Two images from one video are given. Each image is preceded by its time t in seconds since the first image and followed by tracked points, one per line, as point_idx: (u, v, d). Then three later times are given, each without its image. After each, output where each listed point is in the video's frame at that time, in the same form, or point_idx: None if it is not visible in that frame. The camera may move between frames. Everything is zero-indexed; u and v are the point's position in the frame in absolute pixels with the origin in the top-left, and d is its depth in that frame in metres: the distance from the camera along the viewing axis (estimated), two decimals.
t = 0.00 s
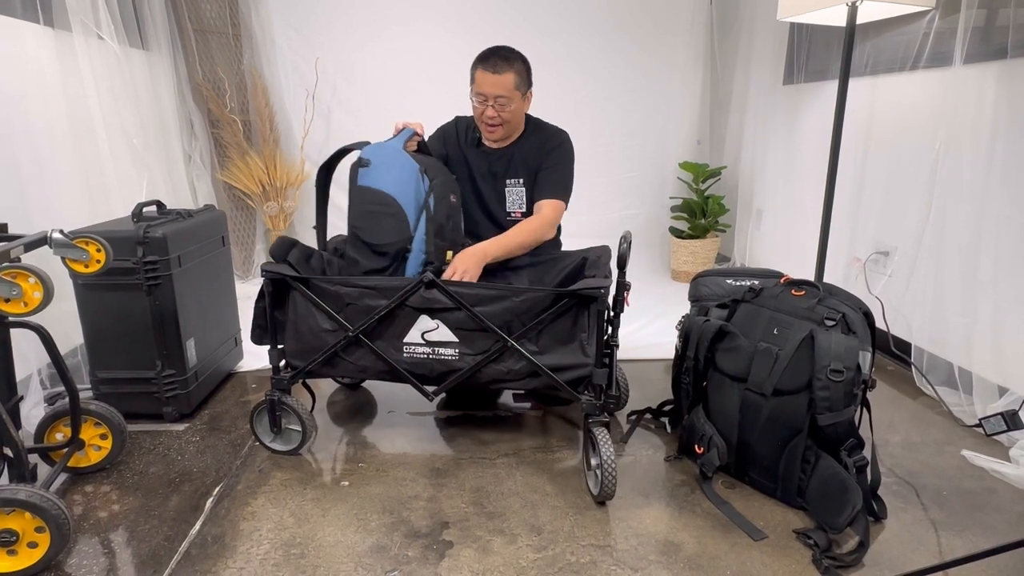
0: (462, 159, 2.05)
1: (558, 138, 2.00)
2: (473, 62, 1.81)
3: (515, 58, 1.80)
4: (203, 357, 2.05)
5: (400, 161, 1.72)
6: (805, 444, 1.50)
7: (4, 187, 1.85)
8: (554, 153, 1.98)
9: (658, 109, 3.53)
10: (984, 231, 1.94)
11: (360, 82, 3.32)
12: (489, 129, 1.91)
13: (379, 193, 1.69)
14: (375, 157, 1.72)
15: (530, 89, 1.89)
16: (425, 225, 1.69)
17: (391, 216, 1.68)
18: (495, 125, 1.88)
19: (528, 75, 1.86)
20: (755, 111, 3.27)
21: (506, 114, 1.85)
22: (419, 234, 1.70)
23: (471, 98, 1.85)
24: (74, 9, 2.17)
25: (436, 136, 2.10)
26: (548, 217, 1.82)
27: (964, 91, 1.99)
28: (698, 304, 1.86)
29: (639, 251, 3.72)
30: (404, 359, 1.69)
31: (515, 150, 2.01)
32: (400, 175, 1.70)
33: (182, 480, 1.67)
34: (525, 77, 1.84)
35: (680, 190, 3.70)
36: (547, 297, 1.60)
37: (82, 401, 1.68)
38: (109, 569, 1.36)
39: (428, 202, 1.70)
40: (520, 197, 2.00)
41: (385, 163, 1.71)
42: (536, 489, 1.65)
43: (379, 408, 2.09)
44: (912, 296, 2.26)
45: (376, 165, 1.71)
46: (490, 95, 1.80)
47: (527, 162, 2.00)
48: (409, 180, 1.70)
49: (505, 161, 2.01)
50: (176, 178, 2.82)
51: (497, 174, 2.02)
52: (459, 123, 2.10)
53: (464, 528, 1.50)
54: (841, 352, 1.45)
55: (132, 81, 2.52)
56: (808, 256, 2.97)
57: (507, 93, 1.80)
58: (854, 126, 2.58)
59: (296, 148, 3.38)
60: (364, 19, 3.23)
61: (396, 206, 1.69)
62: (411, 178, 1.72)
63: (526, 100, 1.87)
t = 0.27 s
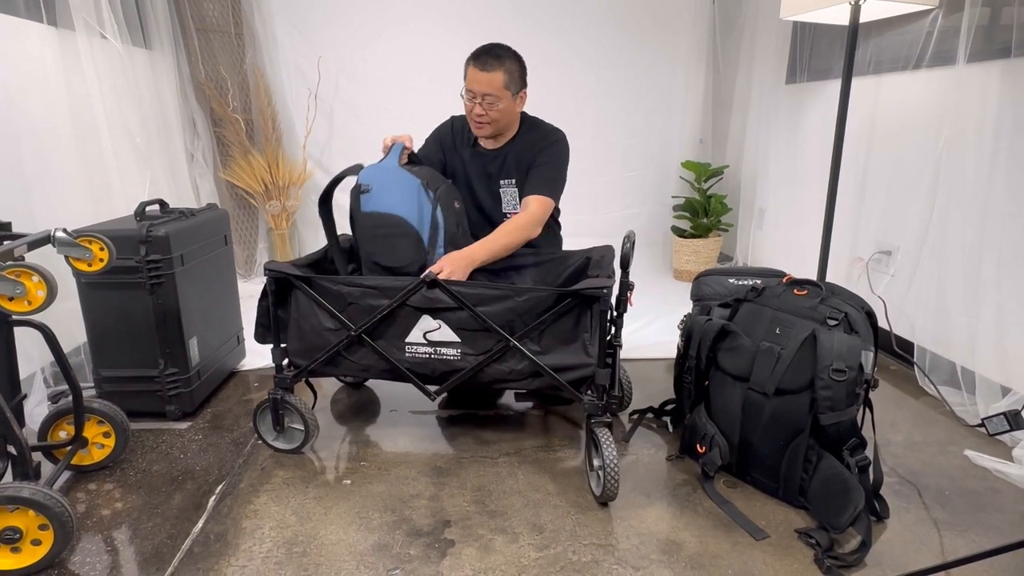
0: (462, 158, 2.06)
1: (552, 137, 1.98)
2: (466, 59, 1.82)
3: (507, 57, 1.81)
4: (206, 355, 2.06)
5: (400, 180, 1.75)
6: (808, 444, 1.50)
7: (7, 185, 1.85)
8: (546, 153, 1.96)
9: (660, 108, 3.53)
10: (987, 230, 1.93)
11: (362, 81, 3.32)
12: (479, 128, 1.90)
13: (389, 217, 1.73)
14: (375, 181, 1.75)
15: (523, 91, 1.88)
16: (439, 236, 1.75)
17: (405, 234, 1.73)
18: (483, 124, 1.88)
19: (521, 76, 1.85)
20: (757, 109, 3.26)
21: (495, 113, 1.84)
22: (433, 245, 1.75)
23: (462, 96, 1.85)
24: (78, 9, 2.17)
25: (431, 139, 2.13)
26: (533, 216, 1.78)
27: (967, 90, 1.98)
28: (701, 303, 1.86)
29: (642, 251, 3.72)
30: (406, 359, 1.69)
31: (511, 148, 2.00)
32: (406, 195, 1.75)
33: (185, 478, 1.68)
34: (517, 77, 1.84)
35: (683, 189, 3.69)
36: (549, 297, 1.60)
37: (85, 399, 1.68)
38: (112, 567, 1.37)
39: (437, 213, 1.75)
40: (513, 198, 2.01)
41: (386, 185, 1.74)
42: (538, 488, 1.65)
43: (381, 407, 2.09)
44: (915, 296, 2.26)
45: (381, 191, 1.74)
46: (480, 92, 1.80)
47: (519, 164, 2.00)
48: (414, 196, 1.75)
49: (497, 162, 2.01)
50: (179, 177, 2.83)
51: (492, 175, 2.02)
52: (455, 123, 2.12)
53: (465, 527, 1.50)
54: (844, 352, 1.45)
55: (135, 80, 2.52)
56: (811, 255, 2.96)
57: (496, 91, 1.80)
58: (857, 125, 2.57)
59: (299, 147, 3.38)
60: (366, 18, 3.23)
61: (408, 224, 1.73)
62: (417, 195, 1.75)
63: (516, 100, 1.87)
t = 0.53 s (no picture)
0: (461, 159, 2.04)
1: (553, 133, 1.96)
2: (460, 60, 1.82)
3: (501, 58, 1.80)
4: (208, 354, 2.06)
5: (356, 204, 1.67)
6: (810, 443, 1.50)
7: (10, 184, 1.86)
8: (546, 156, 1.94)
9: (662, 107, 3.53)
10: (991, 230, 1.93)
11: (364, 80, 3.32)
12: (474, 130, 1.90)
13: (357, 247, 1.69)
14: (333, 209, 1.68)
15: (518, 91, 1.88)
16: (409, 253, 1.71)
17: (376, 259, 1.70)
18: (479, 126, 1.87)
19: (515, 76, 1.85)
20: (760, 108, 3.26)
21: (490, 115, 1.83)
22: (406, 262, 1.71)
23: (455, 97, 1.85)
24: (81, 7, 2.18)
25: (427, 142, 2.12)
26: (540, 229, 1.81)
27: (971, 88, 1.98)
28: (703, 302, 1.86)
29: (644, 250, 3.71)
30: (407, 358, 1.70)
31: (509, 147, 1.98)
32: (369, 224, 1.67)
33: (187, 476, 1.68)
34: (512, 77, 1.83)
35: (685, 188, 3.69)
36: (550, 296, 1.60)
37: (88, 397, 1.69)
38: (115, 564, 1.37)
39: (403, 230, 1.69)
40: (515, 198, 2.01)
41: (345, 213, 1.67)
42: (540, 487, 1.65)
43: (383, 406, 2.09)
44: (918, 295, 2.25)
45: (343, 225, 1.68)
46: (473, 94, 1.80)
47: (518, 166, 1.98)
48: (377, 223, 1.67)
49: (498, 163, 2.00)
50: (182, 176, 2.83)
51: (491, 175, 2.01)
52: (450, 124, 2.10)
53: (467, 526, 1.50)
54: (846, 351, 1.44)
55: (138, 79, 2.53)
56: (814, 255, 2.96)
57: (489, 93, 1.79)
58: (860, 124, 2.57)
59: (301, 146, 3.39)
60: (369, 17, 3.23)
61: (377, 249, 1.69)
62: (380, 220, 1.67)
63: (510, 102, 1.86)
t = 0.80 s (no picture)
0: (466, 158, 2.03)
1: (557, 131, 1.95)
2: (471, 59, 1.79)
3: (512, 57, 1.77)
4: (211, 352, 2.05)
5: (344, 201, 1.67)
6: (816, 443, 1.49)
7: (13, 181, 1.85)
8: (554, 156, 1.92)
9: (666, 104, 3.51)
10: (998, 228, 1.91)
11: (367, 77, 3.31)
12: (484, 129, 1.88)
13: (347, 242, 1.67)
14: (321, 209, 1.66)
15: (529, 90, 1.86)
16: (400, 243, 1.71)
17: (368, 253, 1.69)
18: (489, 125, 1.85)
19: (526, 75, 1.82)
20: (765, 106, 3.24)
21: (501, 115, 1.82)
22: (397, 252, 1.71)
23: (466, 97, 1.82)
24: (84, 4, 2.17)
25: (431, 139, 2.10)
26: (546, 233, 1.80)
27: (979, 85, 1.96)
28: (708, 300, 1.84)
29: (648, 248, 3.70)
30: (410, 356, 1.69)
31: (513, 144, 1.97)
32: (358, 216, 1.67)
33: (191, 475, 1.68)
34: (523, 77, 1.81)
35: (689, 186, 3.67)
36: (555, 295, 1.59)
37: (92, 395, 1.68)
38: (119, 563, 1.37)
39: (392, 222, 1.70)
40: (522, 196, 1.99)
41: (333, 211, 1.66)
42: (544, 486, 1.64)
43: (386, 404, 2.09)
44: (925, 293, 2.24)
45: (331, 220, 1.66)
46: (485, 94, 1.77)
47: (526, 162, 1.95)
48: (365, 214, 1.67)
49: (505, 161, 1.97)
50: (185, 174, 2.83)
51: (496, 173, 1.99)
52: (455, 122, 2.08)
53: (472, 525, 1.49)
54: (854, 350, 1.43)
55: (140, 76, 2.52)
56: (819, 253, 2.95)
57: (501, 94, 1.77)
58: (866, 122, 2.55)
59: (303, 143, 3.38)
60: (372, 14, 3.22)
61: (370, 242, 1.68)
62: (368, 211, 1.68)
63: (521, 102, 1.84)
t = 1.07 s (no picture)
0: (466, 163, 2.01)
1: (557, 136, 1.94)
2: (472, 64, 1.76)
3: (514, 62, 1.75)
4: (208, 358, 2.04)
5: (324, 209, 1.64)
6: (819, 451, 1.48)
7: (8, 186, 1.84)
8: (553, 164, 1.90)
9: (665, 109, 3.50)
10: (999, 234, 1.91)
11: (365, 81, 3.30)
12: (485, 135, 1.87)
13: (330, 248, 1.63)
14: (303, 217, 1.65)
15: (530, 95, 1.84)
16: (384, 248, 1.68)
17: (352, 260, 1.65)
18: (491, 131, 1.84)
19: (526, 81, 1.81)
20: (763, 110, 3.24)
21: (503, 121, 1.80)
22: (383, 258, 1.69)
23: (468, 102, 1.80)
24: (80, 8, 2.16)
25: (429, 145, 2.08)
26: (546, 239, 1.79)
27: (980, 91, 1.95)
28: (709, 307, 1.83)
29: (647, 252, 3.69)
30: (409, 363, 1.67)
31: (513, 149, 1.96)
32: (341, 222, 1.64)
33: (186, 483, 1.66)
34: (524, 82, 1.79)
35: (688, 190, 3.67)
36: (555, 301, 1.58)
37: (86, 403, 1.66)
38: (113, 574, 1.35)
39: (374, 226, 1.68)
40: (521, 203, 1.98)
41: (315, 218, 1.64)
42: (544, 494, 1.63)
43: (385, 410, 2.07)
44: (926, 299, 2.23)
45: (314, 227, 1.64)
46: (487, 100, 1.76)
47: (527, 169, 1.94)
48: (348, 220, 1.64)
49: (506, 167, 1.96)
50: (182, 178, 2.81)
51: (496, 179, 1.98)
52: (454, 128, 2.06)
53: (471, 534, 1.47)
54: (857, 358, 1.42)
55: (137, 80, 2.51)
56: (818, 257, 2.94)
57: (503, 100, 1.76)
58: (866, 127, 2.54)
59: (301, 147, 3.37)
60: (370, 18, 3.21)
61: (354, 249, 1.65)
62: (351, 217, 1.65)
63: (523, 107, 1.83)
